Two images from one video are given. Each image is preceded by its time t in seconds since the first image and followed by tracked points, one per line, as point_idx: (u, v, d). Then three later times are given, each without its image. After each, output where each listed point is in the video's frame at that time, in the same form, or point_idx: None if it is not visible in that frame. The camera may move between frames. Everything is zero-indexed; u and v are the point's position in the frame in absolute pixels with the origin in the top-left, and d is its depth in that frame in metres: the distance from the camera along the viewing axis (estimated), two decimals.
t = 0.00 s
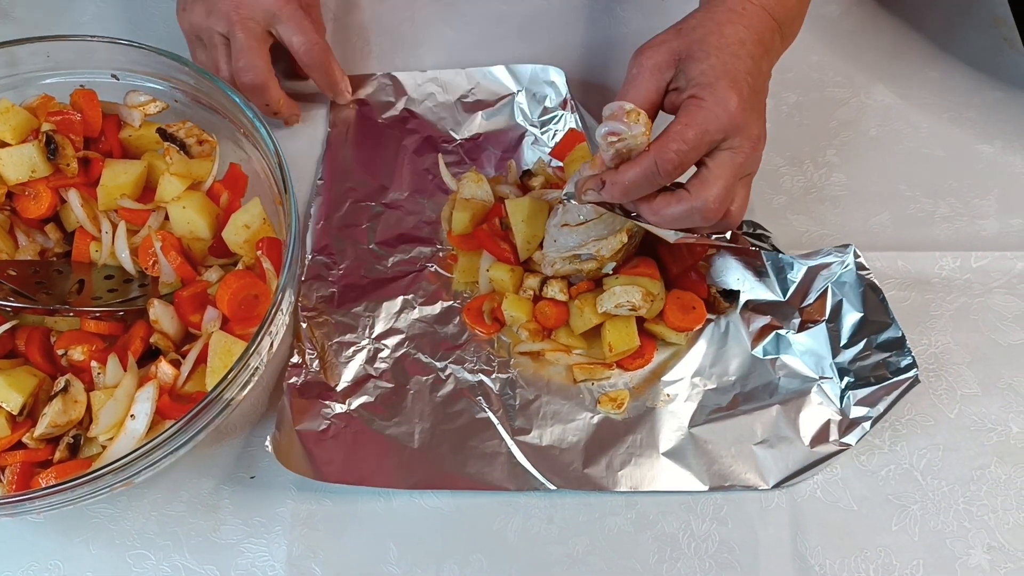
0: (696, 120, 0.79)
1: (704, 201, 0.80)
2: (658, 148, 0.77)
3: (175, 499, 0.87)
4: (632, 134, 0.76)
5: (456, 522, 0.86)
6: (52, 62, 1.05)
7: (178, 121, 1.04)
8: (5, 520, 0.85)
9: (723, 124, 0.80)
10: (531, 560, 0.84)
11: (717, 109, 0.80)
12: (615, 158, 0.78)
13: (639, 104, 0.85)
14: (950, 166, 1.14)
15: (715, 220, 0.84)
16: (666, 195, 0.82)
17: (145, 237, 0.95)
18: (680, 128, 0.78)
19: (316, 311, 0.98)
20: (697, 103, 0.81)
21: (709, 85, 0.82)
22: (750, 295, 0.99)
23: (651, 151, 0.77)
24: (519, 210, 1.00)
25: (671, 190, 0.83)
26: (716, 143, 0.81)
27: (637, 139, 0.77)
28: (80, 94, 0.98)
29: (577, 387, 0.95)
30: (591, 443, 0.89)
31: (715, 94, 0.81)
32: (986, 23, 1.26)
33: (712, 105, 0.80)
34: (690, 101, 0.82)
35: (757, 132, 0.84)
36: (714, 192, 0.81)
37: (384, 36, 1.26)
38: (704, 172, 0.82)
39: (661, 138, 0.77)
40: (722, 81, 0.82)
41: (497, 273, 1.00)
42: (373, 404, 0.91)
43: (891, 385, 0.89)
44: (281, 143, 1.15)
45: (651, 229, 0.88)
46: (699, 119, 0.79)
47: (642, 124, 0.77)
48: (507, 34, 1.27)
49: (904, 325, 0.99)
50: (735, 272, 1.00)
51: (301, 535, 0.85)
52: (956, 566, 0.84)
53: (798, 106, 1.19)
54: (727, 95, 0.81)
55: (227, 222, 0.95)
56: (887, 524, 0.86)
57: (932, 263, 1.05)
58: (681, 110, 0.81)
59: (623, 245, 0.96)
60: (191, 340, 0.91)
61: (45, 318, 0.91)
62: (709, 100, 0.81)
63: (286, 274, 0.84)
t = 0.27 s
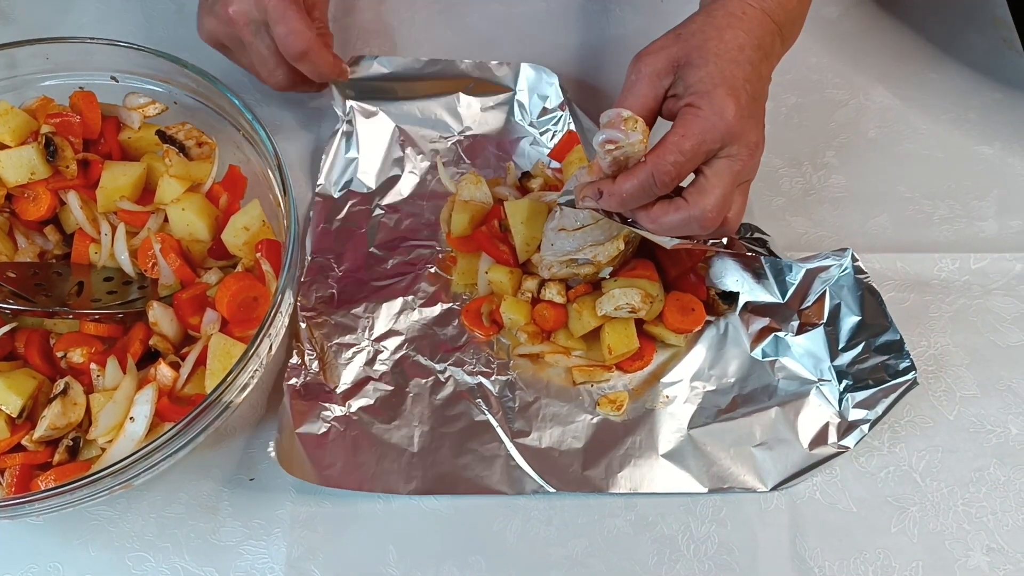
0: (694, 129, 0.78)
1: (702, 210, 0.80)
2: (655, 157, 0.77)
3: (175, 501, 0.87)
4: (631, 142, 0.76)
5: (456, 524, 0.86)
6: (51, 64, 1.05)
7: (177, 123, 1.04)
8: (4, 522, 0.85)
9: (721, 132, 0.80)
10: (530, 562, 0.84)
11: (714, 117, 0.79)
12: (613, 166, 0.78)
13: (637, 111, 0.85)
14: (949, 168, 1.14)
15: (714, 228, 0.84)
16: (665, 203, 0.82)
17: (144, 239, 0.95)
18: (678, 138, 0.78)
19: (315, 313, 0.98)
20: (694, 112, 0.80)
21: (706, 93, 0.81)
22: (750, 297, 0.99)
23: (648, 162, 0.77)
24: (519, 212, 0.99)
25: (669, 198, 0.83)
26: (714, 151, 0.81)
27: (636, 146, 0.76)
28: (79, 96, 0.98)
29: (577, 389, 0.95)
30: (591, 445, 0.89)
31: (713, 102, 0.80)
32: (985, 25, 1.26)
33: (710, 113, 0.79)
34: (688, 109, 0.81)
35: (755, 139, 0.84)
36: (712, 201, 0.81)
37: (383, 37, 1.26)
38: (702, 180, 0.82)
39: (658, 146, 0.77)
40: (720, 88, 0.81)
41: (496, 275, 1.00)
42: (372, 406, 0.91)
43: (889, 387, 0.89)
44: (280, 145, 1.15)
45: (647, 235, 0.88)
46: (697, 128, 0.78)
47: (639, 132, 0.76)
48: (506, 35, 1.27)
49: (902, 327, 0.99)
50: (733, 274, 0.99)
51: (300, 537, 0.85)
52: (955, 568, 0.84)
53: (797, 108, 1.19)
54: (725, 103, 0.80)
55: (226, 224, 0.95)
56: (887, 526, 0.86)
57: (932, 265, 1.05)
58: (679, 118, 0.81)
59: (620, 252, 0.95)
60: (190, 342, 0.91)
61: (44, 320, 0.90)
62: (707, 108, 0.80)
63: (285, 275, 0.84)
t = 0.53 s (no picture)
0: (695, 135, 0.78)
1: (702, 216, 0.80)
2: (655, 162, 0.77)
3: (174, 502, 0.86)
4: (632, 141, 0.76)
5: (455, 524, 0.86)
6: (50, 65, 1.05)
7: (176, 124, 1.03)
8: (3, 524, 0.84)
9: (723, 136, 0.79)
10: (530, 563, 0.84)
11: (716, 123, 0.78)
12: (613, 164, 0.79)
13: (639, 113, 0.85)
14: (949, 168, 1.14)
15: (714, 233, 0.84)
16: (665, 207, 0.82)
17: (143, 240, 0.95)
18: (678, 144, 0.77)
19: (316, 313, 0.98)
20: (696, 116, 0.79)
21: (708, 97, 0.80)
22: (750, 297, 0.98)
23: (648, 169, 0.77)
24: (519, 212, 1.00)
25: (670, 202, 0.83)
26: (714, 156, 0.80)
27: (637, 145, 0.77)
28: (78, 96, 0.97)
29: (577, 390, 0.95)
30: (591, 446, 0.89)
31: (716, 106, 0.79)
32: (985, 25, 1.26)
33: (711, 117, 0.78)
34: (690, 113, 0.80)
35: (758, 143, 0.83)
36: (712, 207, 0.80)
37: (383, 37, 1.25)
38: (703, 185, 0.81)
39: (659, 150, 0.77)
40: (722, 92, 0.79)
41: (496, 276, 1.00)
42: (372, 407, 0.91)
43: (890, 388, 0.89)
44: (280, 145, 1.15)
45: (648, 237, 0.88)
46: (698, 134, 0.78)
47: (642, 131, 0.76)
48: (506, 36, 1.27)
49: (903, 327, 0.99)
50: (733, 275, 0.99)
51: (299, 538, 0.85)
52: (955, 569, 0.83)
53: (797, 108, 1.19)
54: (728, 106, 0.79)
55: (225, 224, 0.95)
56: (887, 526, 0.86)
57: (932, 265, 1.05)
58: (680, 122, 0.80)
59: (620, 253, 0.95)
60: (189, 343, 0.91)
61: (43, 321, 0.90)
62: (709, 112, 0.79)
63: (285, 276, 0.84)
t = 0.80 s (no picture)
0: (693, 136, 0.77)
1: (699, 216, 0.81)
2: (653, 162, 0.77)
3: (174, 502, 0.86)
4: (628, 134, 0.78)
5: (456, 525, 0.86)
6: (50, 64, 1.05)
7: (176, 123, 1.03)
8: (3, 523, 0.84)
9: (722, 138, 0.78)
10: (530, 563, 0.84)
11: (715, 122, 0.78)
12: (609, 156, 0.81)
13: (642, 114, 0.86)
14: (950, 167, 1.14)
15: (712, 232, 0.84)
16: (663, 205, 0.82)
17: (143, 239, 0.94)
18: (676, 143, 0.77)
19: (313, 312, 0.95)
20: (695, 116, 0.79)
21: (708, 96, 0.80)
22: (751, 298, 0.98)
23: (646, 168, 0.77)
24: (516, 217, 0.96)
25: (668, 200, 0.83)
26: (714, 156, 0.80)
27: (633, 138, 0.79)
28: (77, 96, 0.97)
29: (578, 390, 0.95)
30: (591, 445, 0.89)
31: (715, 105, 0.79)
32: (986, 24, 1.26)
33: (710, 117, 0.78)
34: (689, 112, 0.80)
35: (759, 143, 0.82)
36: (710, 207, 0.81)
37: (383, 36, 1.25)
38: (701, 185, 0.81)
39: (658, 149, 0.77)
40: (723, 91, 0.79)
41: (498, 280, 0.98)
42: (372, 406, 0.90)
43: (890, 387, 0.88)
44: (279, 144, 1.14)
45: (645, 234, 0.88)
46: (697, 135, 0.77)
47: (637, 124, 0.79)
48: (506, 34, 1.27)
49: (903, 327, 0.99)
50: (732, 274, 0.97)
51: (300, 538, 0.85)
52: (957, 569, 0.83)
53: (798, 107, 1.18)
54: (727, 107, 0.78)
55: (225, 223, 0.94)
56: (889, 526, 0.86)
57: (933, 264, 1.04)
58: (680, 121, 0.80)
59: (620, 250, 0.95)
60: (189, 343, 0.91)
61: (42, 321, 0.90)
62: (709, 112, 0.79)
63: (286, 275, 0.84)
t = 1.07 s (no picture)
0: (699, 138, 0.77)
1: (709, 217, 0.80)
2: (659, 164, 0.77)
3: (173, 501, 0.86)
4: (636, 133, 0.78)
5: (456, 524, 0.86)
6: (49, 63, 1.04)
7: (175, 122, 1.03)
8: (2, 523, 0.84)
9: (728, 138, 0.78)
10: (530, 562, 0.84)
11: (720, 124, 0.78)
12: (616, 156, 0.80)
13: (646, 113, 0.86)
14: (950, 166, 1.14)
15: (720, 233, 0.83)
16: (671, 208, 0.82)
17: (143, 238, 0.94)
18: (683, 145, 0.77)
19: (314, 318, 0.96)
20: (700, 117, 0.79)
21: (714, 97, 0.79)
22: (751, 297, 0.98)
23: (651, 170, 0.77)
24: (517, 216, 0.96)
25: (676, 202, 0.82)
26: (720, 156, 0.80)
27: (640, 138, 0.78)
28: (77, 95, 0.97)
29: (578, 389, 0.95)
30: (591, 444, 0.89)
31: (721, 106, 0.78)
32: (987, 23, 1.26)
33: (716, 118, 0.78)
34: (695, 113, 0.80)
35: (763, 145, 0.82)
36: (718, 207, 0.80)
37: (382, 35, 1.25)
38: (708, 186, 0.81)
39: (663, 152, 0.77)
40: (729, 92, 0.79)
41: (499, 281, 0.98)
42: (373, 405, 0.90)
43: (891, 385, 0.88)
44: (279, 144, 1.14)
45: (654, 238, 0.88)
46: (704, 136, 0.77)
47: (644, 123, 0.78)
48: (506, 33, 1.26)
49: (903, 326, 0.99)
50: (733, 273, 0.98)
51: (300, 538, 0.85)
52: (958, 568, 0.83)
53: (798, 106, 1.18)
54: (733, 108, 0.78)
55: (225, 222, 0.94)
56: (889, 526, 0.86)
57: (933, 263, 1.04)
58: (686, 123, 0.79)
59: (620, 249, 0.94)
60: (188, 342, 0.91)
61: (42, 320, 0.90)
62: (715, 113, 0.78)
63: (285, 274, 0.83)
